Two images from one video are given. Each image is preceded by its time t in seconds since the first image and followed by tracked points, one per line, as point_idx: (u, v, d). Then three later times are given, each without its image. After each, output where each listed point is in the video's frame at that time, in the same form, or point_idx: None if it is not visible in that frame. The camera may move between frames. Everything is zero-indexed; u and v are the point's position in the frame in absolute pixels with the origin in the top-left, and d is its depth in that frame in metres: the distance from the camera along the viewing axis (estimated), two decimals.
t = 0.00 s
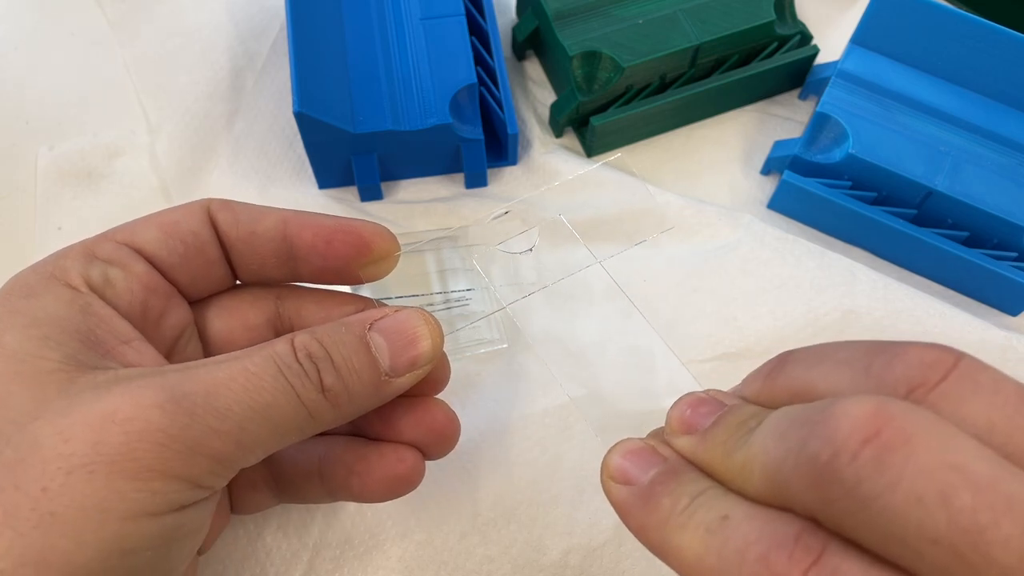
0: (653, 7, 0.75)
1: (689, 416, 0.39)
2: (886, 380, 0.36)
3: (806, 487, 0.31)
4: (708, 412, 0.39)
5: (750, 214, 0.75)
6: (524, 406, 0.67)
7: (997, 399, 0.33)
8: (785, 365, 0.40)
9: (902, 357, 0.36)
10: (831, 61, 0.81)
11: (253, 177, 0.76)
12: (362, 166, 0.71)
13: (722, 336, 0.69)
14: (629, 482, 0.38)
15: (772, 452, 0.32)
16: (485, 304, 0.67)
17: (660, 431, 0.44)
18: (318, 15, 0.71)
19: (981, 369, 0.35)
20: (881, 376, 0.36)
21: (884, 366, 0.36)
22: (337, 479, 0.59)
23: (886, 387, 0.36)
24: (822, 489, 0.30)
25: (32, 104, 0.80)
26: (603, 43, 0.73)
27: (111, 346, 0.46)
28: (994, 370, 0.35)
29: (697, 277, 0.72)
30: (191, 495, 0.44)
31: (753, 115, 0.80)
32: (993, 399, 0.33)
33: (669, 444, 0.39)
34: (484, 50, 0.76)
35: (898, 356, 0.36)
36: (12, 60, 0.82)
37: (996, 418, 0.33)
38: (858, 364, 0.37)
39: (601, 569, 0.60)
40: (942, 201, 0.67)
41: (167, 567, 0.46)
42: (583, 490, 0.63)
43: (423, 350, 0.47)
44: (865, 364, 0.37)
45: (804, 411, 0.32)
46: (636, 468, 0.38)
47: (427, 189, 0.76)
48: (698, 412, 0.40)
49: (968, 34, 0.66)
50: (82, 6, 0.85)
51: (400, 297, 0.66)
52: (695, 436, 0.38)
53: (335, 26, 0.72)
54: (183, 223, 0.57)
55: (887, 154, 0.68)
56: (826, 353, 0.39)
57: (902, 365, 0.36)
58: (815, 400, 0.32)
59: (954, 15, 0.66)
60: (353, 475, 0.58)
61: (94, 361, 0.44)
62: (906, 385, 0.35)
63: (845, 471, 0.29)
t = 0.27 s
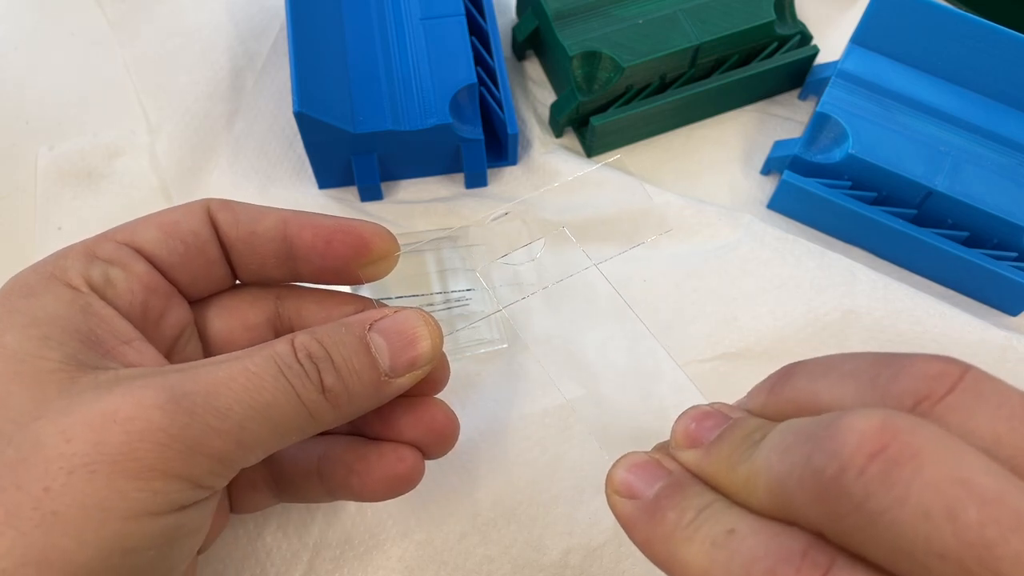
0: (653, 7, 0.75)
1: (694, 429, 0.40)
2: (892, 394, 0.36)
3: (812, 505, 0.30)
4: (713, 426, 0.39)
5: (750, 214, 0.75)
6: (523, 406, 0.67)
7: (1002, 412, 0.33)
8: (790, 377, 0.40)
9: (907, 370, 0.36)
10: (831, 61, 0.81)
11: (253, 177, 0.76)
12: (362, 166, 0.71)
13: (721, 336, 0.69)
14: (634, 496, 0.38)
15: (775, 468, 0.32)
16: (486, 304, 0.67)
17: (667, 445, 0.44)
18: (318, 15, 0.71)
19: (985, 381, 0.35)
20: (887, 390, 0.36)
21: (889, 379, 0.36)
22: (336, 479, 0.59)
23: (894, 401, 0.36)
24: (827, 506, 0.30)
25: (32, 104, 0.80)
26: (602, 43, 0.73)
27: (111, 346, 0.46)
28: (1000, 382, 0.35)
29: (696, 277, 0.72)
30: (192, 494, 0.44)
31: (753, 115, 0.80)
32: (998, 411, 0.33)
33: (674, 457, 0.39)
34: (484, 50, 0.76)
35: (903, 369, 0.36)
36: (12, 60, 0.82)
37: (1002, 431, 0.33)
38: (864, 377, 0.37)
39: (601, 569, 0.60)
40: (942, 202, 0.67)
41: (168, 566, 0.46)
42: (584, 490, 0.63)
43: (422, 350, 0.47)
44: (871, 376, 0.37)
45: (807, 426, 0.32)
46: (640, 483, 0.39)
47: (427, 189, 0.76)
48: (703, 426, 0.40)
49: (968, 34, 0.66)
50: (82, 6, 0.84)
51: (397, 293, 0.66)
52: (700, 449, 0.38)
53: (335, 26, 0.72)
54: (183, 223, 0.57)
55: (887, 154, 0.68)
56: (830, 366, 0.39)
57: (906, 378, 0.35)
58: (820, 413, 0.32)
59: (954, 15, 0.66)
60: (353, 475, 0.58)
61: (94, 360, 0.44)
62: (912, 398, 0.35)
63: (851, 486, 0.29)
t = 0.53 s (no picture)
0: (653, 7, 0.75)
1: (701, 447, 0.40)
2: (903, 411, 0.36)
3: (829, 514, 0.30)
4: (720, 443, 0.40)
5: (750, 214, 0.75)
6: (523, 406, 0.67)
7: (1015, 430, 0.33)
8: (796, 395, 0.40)
9: (916, 388, 0.36)
10: (831, 61, 0.81)
11: (253, 178, 0.76)
12: (362, 166, 0.71)
13: (722, 337, 0.69)
14: (641, 514, 0.38)
15: (786, 487, 0.32)
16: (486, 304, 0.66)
17: (673, 462, 0.44)
18: (318, 15, 0.71)
19: (996, 399, 0.34)
20: (896, 406, 0.36)
21: (899, 397, 0.36)
22: (334, 475, 0.59)
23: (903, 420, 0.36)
24: (839, 529, 0.30)
25: (32, 104, 0.80)
26: (602, 43, 0.73)
27: (108, 344, 0.47)
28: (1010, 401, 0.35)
29: (696, 277, 0.72)
30: (190, 490, 0.44)
31: (753, 115, 0.80)
32: (1011, 429, 0.33)
33: (682, 474, 0.39)
34: (484, 50, 0.76)
35: (911, 387, 0.36)
36: (12, 60, 0.82)
37: (1015, 451, 0.32)
38: (872, 395, 0.37)
39: (601, 569, 0.60)
40: (942, 202, 0.67)
41: (166, 563, 0.46)
42: (584, 490, 0.63)
43: (418, 346, 0.47)
44: (878, 394, 0.37)
45: (818, 445, 0.32)
46: (647, 501, 0.39)
47: (427, 189, 0.76)
48: (710, 443, 0.40)
49: (968, 34, 0.66)
50: (82, 6, 0.85)
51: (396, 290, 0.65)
52: (708, 467, 0.38)
53: (335, 26, 0.72)
54: (179, 222, 0.57)
55: (886, 154, 0.68)
56: (834, 385, 0.39)
57: (916, 396, 0.36)
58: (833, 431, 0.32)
59: (954, 15, 0.66)
60: (350, 470, 0.58)
61: (91, 358, 0.44)
62: (921, 415, 0.35)
63: (861, 508, 0.29)
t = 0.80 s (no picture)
0: (653, 7, 0.75)
1: (716, 462, 0.40)
2: (924, 427, 0.36)
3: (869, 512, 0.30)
4: (734, 457, 0.40)
5: (750, 214, 0.75)
6: (523, 406, 0.67)
7: None
8: (814, 410, 0.41)
9: (940, 401, 0.36)
10: (831, 61, 0.81)
11: (254, 179, 0.76)
12: (362, 166, 0.71)
13: (722, 337, 0.69)
14: (656, 531, 0.38)
15: (806, 504, 0.32)
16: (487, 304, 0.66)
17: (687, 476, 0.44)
18: (318, 15, 0.71)
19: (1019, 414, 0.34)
20: (918, 422, 0.36)
21: (923, 411, 0.36)
22: (331, 473, 0.59)
23: (927, 437, 0.36)
24: (863, 551, 0.30)
25: (32, 104, 0.80)
26: (603, 43, 0.73)
27: (105, 342, 0.46)
28: None
29: (696, 277, 0.72)
30: (187, 488, 0.44)
31: (753, 115, 0.80)
32: None
33: (697, 489, 0.39)
34: (484, 50, 0.76)
35: (935, 401, 0.36)
36: (12, 60, 0.82)
37: None
38: (891, 409, 0.37)
39: (601, 569, 0.60)
40: (942, 202, 0.67)
41: (165, 561, 0.46)
42: (584, 490, 0.63)
43: (415, 344, 0.47)
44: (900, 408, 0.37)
45: (837, 462, 0.32)
46: (662, 516, 0.39)
47: (427, 189, 0.76)
48: (724, 457, 0.40)
49: (968, 34, 0.66)
50: (82, 6, 0.85)
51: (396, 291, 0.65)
52: (723, 482, 0.38)
53: (335, 26, 0.72)
54: (175, 220, 0.57)
55: (886, 154, 0.68)
56: (855, 398, 0.39)
57: (940, 411, 0.35)
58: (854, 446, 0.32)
59: (954, 15, 0.66)
60: (348, 468, 0.59)
61: (88, 356, 0.44)
62: (945, 431, 0.35)
63: (885, 528, 0.29)
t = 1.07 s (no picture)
0: (653, 7, 0.75)
1: (796, 449, 0.38)
2: None
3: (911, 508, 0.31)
4: (817, 443, 0.37)
5: (750, 214, 0.75)
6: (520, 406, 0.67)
7: None
8: (915, 394, 0.37)
9: None
10: (831, 61, 0.81)
11: (252, 177, 0.76)
12: (362, 166, 0.71)
13: (722, 337, 0.69)
14: (733, 524, 0.35)
15: (934, 490, 0.30)
16: (486, 303, 0.71)
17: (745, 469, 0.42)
18: (318, 15, 0.71)
19: None
20: None
21: None
22: (330, 475, 0.60)
23: None
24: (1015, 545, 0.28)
25: (32, 104, 0.80)
26: (602, 43, 0.73)
27: (113, 349, 0.47)
28: None
29: (696, 277, 0.72)
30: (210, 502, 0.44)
31: (753, 115, 0.80)
32: None
33: (774, 480, 0.37)
34: (484, 50, 0.76)
35: None
36: (12, 60, 0.82)
37: None
38: (1012, 396, 0.34)
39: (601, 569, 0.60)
40: (942, 202, 0.67)
41: (180, 575, 0.46)
42: (584, 490, 0.63)
43: (422, 353, 0.49)
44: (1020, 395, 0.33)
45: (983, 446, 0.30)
46: (738, 508, 0.36)
47: (427, 189, 0.76)
48: (804, 444, 0.38)
49: (968, 34, 0.66)
50: (82, 6, 0.85)
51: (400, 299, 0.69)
52: (808, 469, 0.36)
53: (335, 26, 0.72)
54: (176, 218, 0.56)
55: (887, 154, 0.68)
56: (970, 382, 0.35)
57: None
58: (988, 433, 0.31)
59: (954, 15, 0.66)
60: (347, 468, 0.60)
61: (95, 364, 0.44)
62: None
63: None
